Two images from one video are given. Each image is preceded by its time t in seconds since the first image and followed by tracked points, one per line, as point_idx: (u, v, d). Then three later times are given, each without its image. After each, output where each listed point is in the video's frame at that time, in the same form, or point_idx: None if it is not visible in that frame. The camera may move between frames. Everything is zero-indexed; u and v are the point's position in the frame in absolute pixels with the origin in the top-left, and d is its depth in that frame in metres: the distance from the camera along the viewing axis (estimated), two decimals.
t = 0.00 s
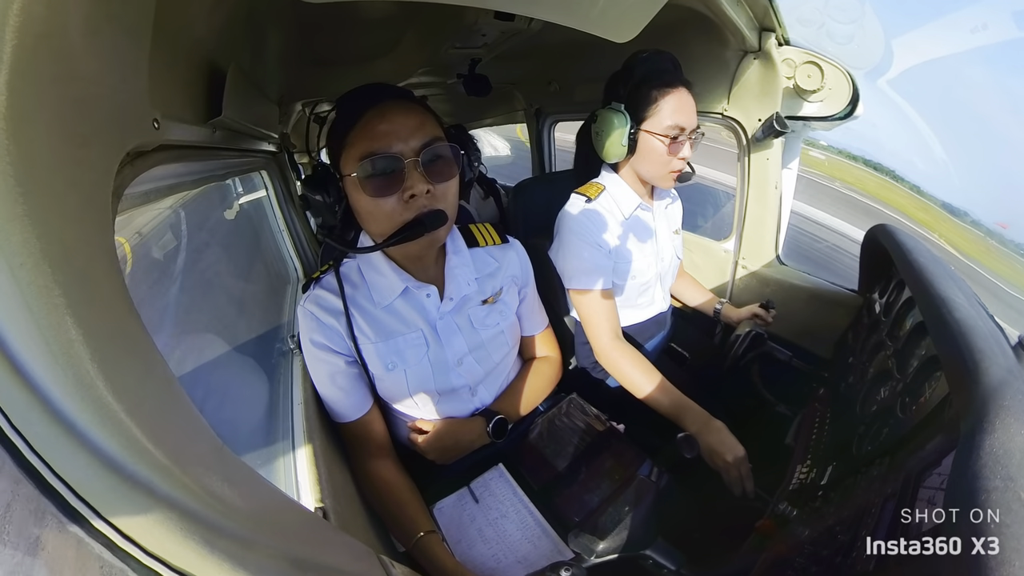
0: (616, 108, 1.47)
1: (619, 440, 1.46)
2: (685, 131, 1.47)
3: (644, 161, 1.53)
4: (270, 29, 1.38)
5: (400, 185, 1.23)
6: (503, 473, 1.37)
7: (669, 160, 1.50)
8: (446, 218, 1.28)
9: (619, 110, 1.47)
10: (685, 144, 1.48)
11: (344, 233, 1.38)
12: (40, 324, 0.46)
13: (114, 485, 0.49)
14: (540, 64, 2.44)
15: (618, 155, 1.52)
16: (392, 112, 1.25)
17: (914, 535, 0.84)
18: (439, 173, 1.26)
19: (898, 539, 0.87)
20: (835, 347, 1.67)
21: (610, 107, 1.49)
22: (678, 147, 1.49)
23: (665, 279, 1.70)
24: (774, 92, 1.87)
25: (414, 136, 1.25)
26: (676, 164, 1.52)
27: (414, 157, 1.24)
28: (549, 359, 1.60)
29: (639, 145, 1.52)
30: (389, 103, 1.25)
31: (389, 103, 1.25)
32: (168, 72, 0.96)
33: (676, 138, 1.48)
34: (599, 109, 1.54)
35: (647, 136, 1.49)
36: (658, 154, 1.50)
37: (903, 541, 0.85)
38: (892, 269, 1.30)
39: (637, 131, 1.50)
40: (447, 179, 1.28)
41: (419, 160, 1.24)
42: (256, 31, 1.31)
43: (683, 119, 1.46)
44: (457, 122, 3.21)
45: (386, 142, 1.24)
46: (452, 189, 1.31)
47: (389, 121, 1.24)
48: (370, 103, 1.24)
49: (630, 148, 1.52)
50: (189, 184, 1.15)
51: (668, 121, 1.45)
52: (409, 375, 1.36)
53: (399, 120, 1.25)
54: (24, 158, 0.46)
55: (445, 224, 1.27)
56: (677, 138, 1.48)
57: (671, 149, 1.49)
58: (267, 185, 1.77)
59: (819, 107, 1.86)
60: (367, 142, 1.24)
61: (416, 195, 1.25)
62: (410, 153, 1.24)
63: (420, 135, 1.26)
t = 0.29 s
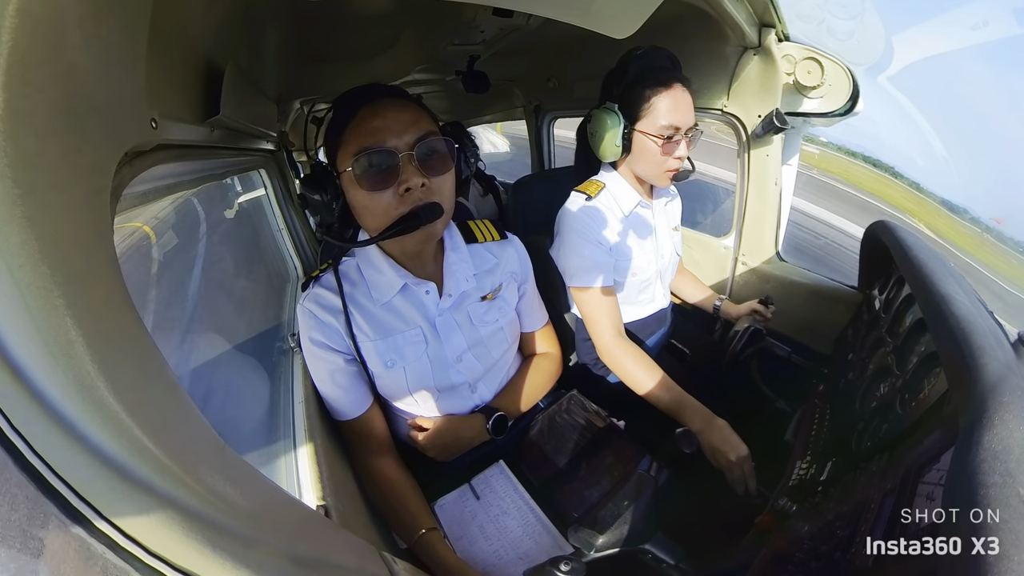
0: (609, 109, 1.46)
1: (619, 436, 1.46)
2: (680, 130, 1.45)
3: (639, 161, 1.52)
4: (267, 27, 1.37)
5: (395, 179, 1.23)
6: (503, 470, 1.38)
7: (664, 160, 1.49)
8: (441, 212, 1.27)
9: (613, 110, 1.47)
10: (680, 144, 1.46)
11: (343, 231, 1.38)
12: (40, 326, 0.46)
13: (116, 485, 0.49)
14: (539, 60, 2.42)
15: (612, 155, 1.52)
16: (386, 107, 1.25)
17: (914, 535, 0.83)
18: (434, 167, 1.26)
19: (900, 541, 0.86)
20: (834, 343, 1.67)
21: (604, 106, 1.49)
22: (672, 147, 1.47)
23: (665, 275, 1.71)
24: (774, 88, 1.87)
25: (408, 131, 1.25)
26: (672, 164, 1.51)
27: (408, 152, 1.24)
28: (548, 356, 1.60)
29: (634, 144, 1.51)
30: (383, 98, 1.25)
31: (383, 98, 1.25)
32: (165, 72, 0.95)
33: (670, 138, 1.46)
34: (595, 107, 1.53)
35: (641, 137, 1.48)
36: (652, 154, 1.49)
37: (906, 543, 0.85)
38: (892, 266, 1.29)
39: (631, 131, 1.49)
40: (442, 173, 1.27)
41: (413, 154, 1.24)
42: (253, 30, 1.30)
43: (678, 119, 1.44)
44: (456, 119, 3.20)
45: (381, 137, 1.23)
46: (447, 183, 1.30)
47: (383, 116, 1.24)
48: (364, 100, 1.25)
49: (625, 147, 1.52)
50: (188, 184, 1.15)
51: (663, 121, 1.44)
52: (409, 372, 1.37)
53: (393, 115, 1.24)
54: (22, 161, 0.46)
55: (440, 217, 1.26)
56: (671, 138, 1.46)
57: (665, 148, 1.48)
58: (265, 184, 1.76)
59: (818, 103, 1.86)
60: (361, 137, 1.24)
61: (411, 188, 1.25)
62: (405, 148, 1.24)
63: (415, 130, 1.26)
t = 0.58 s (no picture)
0: (602, 113, 1.46)
1: (619, 436, 1.46)
2: (676, 133, 1.45)
3: (635, 165, 1.52)
4: (266, 27, 1.37)
5: (397, 179, 1.23)
6: (503, 469, 1.39)
7: (660, 164, 1.49)
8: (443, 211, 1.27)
9: (606, 115, 1.46)
10: (675, 147, 1.46)
11: (343, 230, 1.38)
12: (40, 327, 0.46)
13: (116, 485, 0.49)
14: (537, 59, 2.42)
15: (609, 159, 1.52)
16: (388, 106, 1.25)
17: (912, 535, 0.83)
18: (436, 167, 1.26)
19: (902, 542, 0.85)
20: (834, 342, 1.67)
21: (598, 111, 1.48)
22: (667, 150, 1.47)
23: (665, 275, 1.71)
24: (773, 86, 1.87)
25: (410, 131, 1.25)
26: (668, 167, 1.50)
27: (410, 151, 1.24)
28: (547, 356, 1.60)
29: (629, 148, 1.51)
30: (385, 97, 1.25)
31: (384, 97, 1.25)
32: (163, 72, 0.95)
33: (666, 141, 1.46)
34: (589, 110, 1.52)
35: (636, 141, 1.48)
36: (648, 158, 1.49)
37: (904, 544, 0.84)
38: (891, 265, 1.29)
39: (626, 135, 1.49)
40: (444, 173, 1.27)
41: (415, 154, 1.24)
42: (251, 30, 1.30)
43: (673, 122, 1.44)
44: (456, 118, 3.19)
45: (383, 136, 1.23)
46: (449, 182, 1.30)
47: (385, 115, 1.24)
48: (366, 99, 1.25)
49: (620, 152, 1.52)
50: (187, 184, 1.15)
51: (659, 124, 1.43)
52: (409, 371, 1.37)
53: (395, 115, 1.24)
54: (21, 163, 0.46)
55: (442, 216, 1.27)
56: (666, 141, 1.46)
57: (660, 152, 1.47)
58: (265, 184, 1.76)
59: (817, 102, 1.84)
60: (364, 136, 1.24)
61: (413, 188, 1.25)
62: (407, 148, 1.24)
63: (417, 130, 1.26)
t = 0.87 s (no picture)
0: (603, 109, 1.46)
1: (619, 431, 1.47)
2: (677, 128, 1.44)
3: (636, 160, 1.51)
4: (265, 24, 1.36)
5: (408, 173, 1.22)
6: (504, 465, 1.40)
7: (662, 159, 1.48)
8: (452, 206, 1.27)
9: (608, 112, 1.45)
10: (677, 141, 1.45)
11: (347, 223, 1.38)
12: (41, 325, 0.46)
13: (119, 484, 0.49)
14: (538, 55, 2.41)
15: (609, 156, 1.51)
16: (400, 102, 1.25)
17: (910, 534, 0.82)
18: (447, 163, 1.26)
19: (899, 542, 0.85)
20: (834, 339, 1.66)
21: (598, 107, 1.47)
22: (669, 145, 1.47)
23: (666, 271, 1.71)
24: (775, 82, 1.86)
25: (422, 127, 1.25)
26: (671, 161, 1.50)
27: (422, 147, 1.24)
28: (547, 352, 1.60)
29: (630, 144, 1.50)
30: (396, 93, 1.25)
31: (395, 93, 1.25)
32: (162, 69, 0.95)
33: (668, 137, 1.45)
34: (589, 106, 1.51)
35: (638, 137, 1.47)
36: (649, 155, 1.48)
37: (903, 543, 0.83)
38: (892, 263, 1.29)
39: (628, 131, 1.48)
40: (454, 169, 1.27)
41: (427, 149, 1.23)
42: (250, 27, 1.29)
43: (675, 117, 1.43)
44: (457, 114, 3.18)
45: (395, 131, 1.23)
46: (458, 178, 1.30)
47: (397, 111, 1.24)
48: (377, 94, 1.24)
49: (621, 148, 1.50)
50: (186, 183, 1.15)
51: (660, 120, 1.42)
52: (411, 367, 1.37)
53: (407, 111, 1.24)
54: (20, 166, 0.46)
55: (453, 212, 1.26)
56: (669, 136, 1.45)
57: (662, 147, 1.47)
58: (265, 181, 1.75)
59: (819, 99, 1.84)
60: (375, 130, 1.23)
61: (424, 182, 1.24)
62: (419, 143, 1.24)
63: (428, 126, 1.26)
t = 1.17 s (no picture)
0: (609, 102, 1.43)
1: (618, 428, 1.45)
2: (683, 125, 1.43)
3: (640, 156, 1.50)
4: (266, 20, 1.36)
5: (421, 190, 1.24)
6: (505, 461, 1.40)
7: (667, 155, 1.47)
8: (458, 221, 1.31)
9: (613, 104, 1.43)
10: (682, 138, 1.44)
11: (349, 222, 1.37)
12: (43, 324, 0.46)
13: (122, 481, 0.49)
14: (540, 51, 2.40)
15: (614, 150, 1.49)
16: (412, 111, 1.24)
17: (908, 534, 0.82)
18: (456, 178, 1.28)
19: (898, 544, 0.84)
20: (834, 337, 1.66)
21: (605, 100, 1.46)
22: (675, 141, 1.45)
23: (670, 267, 1.70)
24: (779, 79, 1.84)
25: (434, 140, 1.25)
26: (674, 158, 1.48)
27: (434, 162, 1.25)
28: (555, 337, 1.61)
29: (635, 138, 1.49)
30: (407, 100, 1.24)
31: (406, 100, 1.24)
32: (162, 65, 0.94)
33: (673, 133, 1.44)
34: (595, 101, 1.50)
35: (644, 132, 1.45)
36: (654, 150, 1.47)
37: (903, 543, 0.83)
38: (896, 261, 1.28)
39: (633, 126, 1.46)
40: (462, 183, 1.30)
41: (439, 166, 1.25)
42: (252, 23, 1.29)
43: (681, 113, 1.42)
44: (458, 109, 3.18)
45: (407, 144, 1.23)
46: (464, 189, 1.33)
47: (409, 121, 1.23)
48: (388, 100, 1.23)
49: (626, 142, 1.49)
50: (188, 180, 1.14)
51: (666, 115, 1.41)
52: (411, 362, 1.38)
53: (420, 122, 1.24)
54: (22, 168, 0.46)
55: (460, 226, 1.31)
56: (673, 133, 1.44)
57: (668, 143, 1.45)
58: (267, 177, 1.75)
59: (823, 96, 1.81)
60: (387, 142, 1.23)
61: (433, 198, 1.27)
62: (431, 158, 1.25)
63: (439, 138, 1.26)
